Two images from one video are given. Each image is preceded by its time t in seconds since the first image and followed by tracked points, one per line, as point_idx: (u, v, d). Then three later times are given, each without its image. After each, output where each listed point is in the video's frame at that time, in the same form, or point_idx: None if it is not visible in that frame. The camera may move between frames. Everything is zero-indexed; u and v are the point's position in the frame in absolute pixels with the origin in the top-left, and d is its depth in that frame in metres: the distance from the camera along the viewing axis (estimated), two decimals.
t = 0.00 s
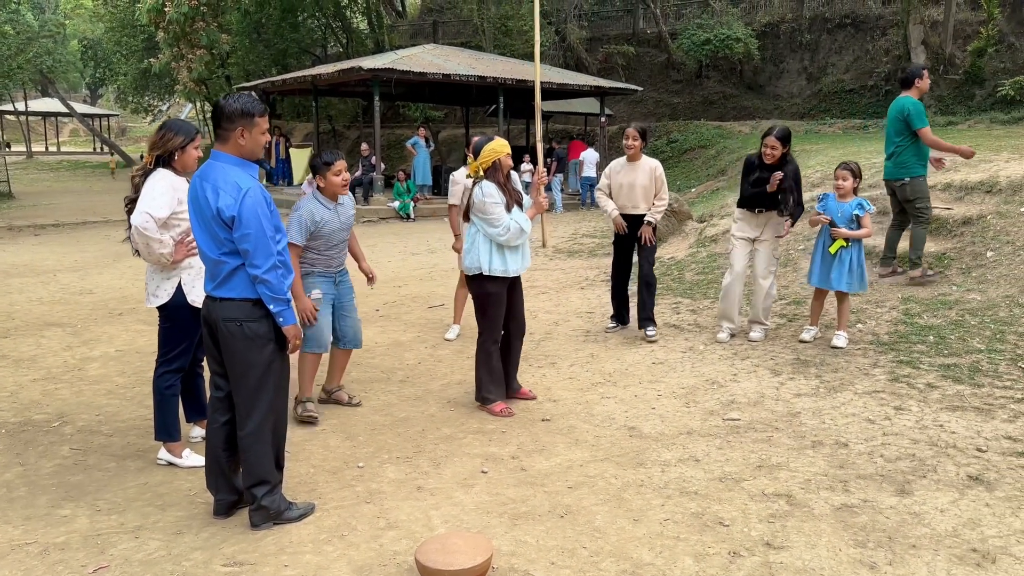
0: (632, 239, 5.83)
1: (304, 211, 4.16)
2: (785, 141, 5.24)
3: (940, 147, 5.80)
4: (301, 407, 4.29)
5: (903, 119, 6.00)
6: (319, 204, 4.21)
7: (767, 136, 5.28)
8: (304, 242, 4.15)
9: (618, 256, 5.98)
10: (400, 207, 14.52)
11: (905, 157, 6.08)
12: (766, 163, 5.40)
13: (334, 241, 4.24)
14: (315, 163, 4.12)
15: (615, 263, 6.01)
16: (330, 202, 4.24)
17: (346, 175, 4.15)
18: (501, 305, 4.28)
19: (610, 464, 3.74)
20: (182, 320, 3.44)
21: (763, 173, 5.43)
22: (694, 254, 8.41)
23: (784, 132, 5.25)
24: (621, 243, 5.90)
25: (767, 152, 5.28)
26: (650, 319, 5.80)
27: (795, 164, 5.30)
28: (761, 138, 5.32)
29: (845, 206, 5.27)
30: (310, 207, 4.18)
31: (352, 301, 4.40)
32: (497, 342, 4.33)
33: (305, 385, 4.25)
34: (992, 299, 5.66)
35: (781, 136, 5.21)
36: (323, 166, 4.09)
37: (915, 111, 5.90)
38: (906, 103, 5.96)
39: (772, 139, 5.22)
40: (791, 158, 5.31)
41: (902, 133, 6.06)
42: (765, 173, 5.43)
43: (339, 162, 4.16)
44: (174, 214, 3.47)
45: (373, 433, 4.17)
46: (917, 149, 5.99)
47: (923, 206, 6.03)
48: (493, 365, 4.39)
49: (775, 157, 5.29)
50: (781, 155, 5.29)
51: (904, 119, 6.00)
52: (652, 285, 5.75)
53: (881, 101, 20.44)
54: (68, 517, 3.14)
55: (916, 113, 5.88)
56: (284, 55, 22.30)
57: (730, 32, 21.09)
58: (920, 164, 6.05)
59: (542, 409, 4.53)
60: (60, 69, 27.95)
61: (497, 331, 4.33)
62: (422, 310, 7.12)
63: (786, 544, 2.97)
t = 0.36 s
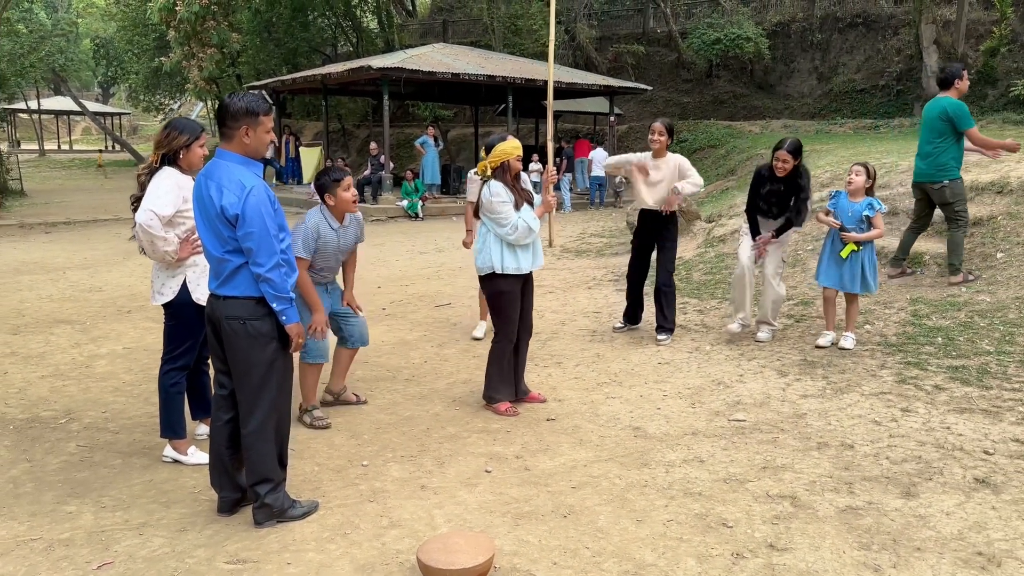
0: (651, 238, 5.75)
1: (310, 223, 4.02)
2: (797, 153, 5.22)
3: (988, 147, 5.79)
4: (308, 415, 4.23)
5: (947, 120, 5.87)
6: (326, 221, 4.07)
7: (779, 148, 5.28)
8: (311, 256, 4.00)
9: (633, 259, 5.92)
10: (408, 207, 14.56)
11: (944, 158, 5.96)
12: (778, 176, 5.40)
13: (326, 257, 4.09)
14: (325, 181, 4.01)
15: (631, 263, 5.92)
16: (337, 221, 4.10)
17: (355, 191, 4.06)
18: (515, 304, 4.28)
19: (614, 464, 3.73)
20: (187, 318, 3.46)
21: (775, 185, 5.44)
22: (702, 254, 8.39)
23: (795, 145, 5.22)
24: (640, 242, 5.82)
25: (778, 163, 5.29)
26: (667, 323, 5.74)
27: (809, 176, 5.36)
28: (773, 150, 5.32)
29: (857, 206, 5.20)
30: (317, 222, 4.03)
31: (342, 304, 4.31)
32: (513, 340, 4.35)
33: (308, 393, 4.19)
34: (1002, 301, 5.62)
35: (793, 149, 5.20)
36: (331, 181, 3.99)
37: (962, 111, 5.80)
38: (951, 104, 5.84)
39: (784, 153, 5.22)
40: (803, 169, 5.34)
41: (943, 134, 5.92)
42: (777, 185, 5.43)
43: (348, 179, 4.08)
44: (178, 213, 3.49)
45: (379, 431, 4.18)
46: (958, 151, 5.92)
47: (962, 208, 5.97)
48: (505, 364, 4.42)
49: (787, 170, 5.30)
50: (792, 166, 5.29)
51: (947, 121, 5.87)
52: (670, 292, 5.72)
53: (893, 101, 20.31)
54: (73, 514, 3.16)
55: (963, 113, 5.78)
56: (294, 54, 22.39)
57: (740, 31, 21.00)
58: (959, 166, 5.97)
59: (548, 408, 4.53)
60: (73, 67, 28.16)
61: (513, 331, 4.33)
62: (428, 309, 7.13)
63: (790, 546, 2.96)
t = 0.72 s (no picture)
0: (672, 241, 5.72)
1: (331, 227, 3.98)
2: (793, 157, 5.19)
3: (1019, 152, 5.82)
4: (316, 410, 4.27)
5: (988, 119, 5.79)
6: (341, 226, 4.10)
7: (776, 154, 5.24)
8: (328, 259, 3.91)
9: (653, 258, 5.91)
10: (420, 204, 14.59)
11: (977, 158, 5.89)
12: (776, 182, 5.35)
13: (338, 259, 4.11)
14: (341, 184, 4.04)
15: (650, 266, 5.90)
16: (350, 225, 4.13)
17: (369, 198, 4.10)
18: (512, 305, 4.12)
19: (621, 462, 3.74)
20: (197, 314, 3.49)
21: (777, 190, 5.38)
22: (712, 253, 8.37)
23: (790, 150, 5.19)
24: (659, 242, 5.81)
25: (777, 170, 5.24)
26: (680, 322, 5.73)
27: (808, 179, 5.29)
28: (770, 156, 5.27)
29: (857, 211, 5.16)
30: (335, 225, 4.00)
31: (343, 303, 4.33)
32: (502, 343, 4.12)
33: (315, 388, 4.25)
34: (1016, 301, 5.56)
35: (790, 154, 5.16)
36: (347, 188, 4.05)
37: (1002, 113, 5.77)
38: (994, 104, 5.77)
39: (781, 159, 5.16)
40: (802, 173, 5.28)
41: (982, 133, 5.83)
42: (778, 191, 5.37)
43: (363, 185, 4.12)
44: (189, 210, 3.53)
45: (387, 427, 4.20)
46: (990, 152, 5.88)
47: (985, 211, 5.94)
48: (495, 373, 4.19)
49: (785, 176, 5.26)
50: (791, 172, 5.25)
51: (987, 120, 5.79)
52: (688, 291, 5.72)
53: (907, 100, 20.14)
54: (85, 507, 3.20)
55: (1005, 115, 5.75)
56: (308, 52, 22.48)
57: (754, 29, 20.89)
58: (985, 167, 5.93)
59: (556, 406, 4.54)
60: (89, 65, 28.41)
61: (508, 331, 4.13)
62: (438, 307, 7.16)
63: (798, 545, 2.95)
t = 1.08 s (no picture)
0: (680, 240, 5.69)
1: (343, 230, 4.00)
2: (785, 131, 5.19)
3: None
4: (326, 407, 4.28)
5: (998, 120, 5.84)
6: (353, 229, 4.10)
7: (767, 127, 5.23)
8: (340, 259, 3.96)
9: (665, 261, 5.88)
10: (431, 203, 14.61)
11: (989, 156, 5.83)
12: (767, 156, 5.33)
13: (348, 262, 4.10)
14: (357, 189, 4.02)
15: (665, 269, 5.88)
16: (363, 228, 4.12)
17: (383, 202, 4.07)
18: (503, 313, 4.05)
19: (631, 462, 3.73)
20: (208, 311, 3.51)
21: (766, 166, 5.36)
22: (723, 253, 8.35)
23: (781, 123, 5.19)
24: (672, 241, 5.78)
25: (767, 142, 5.23)
26: (688, 322, 5.72)
27: (797, 157, 5.27)
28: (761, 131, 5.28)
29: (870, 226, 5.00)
30: (349, 227, 4.03)
31: (344, 300, 4.35)
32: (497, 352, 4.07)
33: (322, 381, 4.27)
34: None
35: (781, 126, 5.16)
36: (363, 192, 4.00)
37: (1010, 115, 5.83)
38: (1002, 105, 5.85)
39: (773, 130, 5.15)
40: (791, 150, 5.26)
41: (992, 132, 5.83)
42: (769, 166, 5.35)
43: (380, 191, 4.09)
44: (200, 207, 3.55)
45: (397, 425, 4.21)
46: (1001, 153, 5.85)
47: (997, 211, 5.86)
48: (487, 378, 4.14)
49: (777, 149, 5.24)
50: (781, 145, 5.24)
51: (997, 120, 5.84)
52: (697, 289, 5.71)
53: (921, 99, 19.98)
54: (97, 502, 3.22)
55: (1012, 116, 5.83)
56: (320, 50, 22.55)
57: (767, 28, 20.79)
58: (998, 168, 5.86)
59: (565, 405, 4.54)
60: (103, 63, 28.61)
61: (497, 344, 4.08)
62: (448, 305, 7.17)
63: (807, 546, 2.94)
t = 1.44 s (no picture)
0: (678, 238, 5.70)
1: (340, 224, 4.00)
2: (786, 123, 5.21)
3: None
4: (333, 406, 4.29)
5: (991, 120, 5.75)
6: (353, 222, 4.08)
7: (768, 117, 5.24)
8: (340, 258, 4.00)
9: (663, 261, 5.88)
10: (438, 202, 14.63)
11: (988, 158, 5.79)
12: (767, 148, 5.32)
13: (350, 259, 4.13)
14: (354, 182, 3.97)
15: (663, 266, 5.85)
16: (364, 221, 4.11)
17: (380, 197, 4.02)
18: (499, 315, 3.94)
19: (637, 462, 3.73)
20: (216, 310, 3.52)
21: (761, 158, 5.32)
22: (732, 253, 8.33)
23: (783, 114, 5.21)
24: (667, 239, 5.79)
25: (768, 133, 5.23)
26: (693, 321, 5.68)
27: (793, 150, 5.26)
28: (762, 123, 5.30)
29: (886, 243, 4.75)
30: (348, 224, 4.02)
31: (348, 299, 4.35)
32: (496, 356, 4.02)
33: (330, 379, 4.27)
34: None
35: (783, 117, 5.17)
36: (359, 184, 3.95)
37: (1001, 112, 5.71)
38: (993, 104, 5.73)
39: (773, 121, 5.16)
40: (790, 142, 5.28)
41: (985, 134, 5.77)
42: (764, 159, 5.32)
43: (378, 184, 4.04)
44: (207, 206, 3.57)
45: (404, 424, 4.22)
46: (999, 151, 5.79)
47: (1003, 211, 5.85)
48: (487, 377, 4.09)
49: (777, 139, 5.24)
50: (781, 136, 5.24)
51: (990, 121, 5.74)
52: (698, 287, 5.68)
53: (932, 100, 19.88)
54: (105, 499, 3.24)
55: (1005, 112, 5.69)
56: (329, 50, 22.60)
57: (776, 28, 20.71)
58: (1000, 165, 5.80)
59: (572, 406, 4.53)
60: (114, 61, 28.76)
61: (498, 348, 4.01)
62: (455, 304, 7.18)
63: (814, 548, 2.93)
